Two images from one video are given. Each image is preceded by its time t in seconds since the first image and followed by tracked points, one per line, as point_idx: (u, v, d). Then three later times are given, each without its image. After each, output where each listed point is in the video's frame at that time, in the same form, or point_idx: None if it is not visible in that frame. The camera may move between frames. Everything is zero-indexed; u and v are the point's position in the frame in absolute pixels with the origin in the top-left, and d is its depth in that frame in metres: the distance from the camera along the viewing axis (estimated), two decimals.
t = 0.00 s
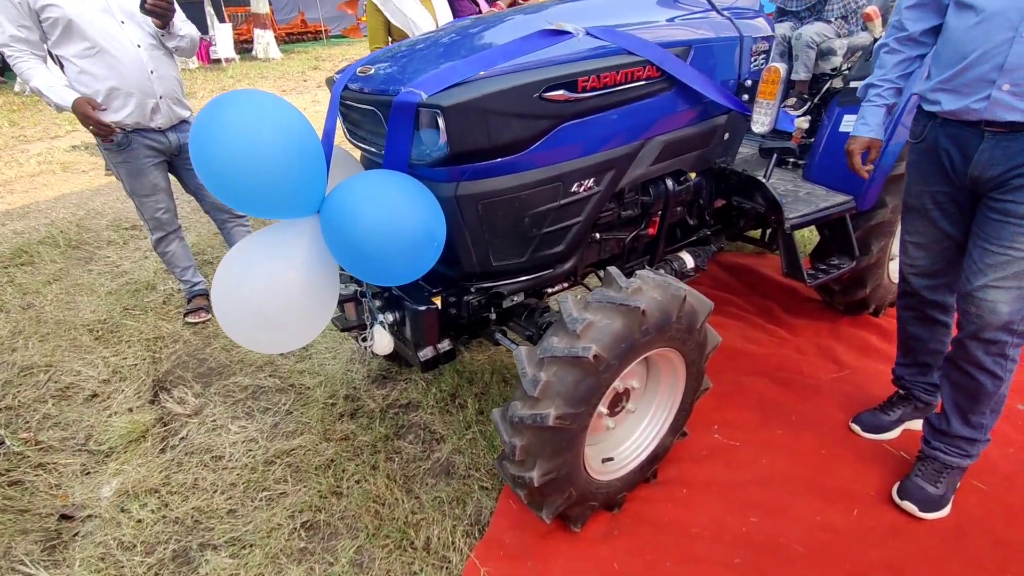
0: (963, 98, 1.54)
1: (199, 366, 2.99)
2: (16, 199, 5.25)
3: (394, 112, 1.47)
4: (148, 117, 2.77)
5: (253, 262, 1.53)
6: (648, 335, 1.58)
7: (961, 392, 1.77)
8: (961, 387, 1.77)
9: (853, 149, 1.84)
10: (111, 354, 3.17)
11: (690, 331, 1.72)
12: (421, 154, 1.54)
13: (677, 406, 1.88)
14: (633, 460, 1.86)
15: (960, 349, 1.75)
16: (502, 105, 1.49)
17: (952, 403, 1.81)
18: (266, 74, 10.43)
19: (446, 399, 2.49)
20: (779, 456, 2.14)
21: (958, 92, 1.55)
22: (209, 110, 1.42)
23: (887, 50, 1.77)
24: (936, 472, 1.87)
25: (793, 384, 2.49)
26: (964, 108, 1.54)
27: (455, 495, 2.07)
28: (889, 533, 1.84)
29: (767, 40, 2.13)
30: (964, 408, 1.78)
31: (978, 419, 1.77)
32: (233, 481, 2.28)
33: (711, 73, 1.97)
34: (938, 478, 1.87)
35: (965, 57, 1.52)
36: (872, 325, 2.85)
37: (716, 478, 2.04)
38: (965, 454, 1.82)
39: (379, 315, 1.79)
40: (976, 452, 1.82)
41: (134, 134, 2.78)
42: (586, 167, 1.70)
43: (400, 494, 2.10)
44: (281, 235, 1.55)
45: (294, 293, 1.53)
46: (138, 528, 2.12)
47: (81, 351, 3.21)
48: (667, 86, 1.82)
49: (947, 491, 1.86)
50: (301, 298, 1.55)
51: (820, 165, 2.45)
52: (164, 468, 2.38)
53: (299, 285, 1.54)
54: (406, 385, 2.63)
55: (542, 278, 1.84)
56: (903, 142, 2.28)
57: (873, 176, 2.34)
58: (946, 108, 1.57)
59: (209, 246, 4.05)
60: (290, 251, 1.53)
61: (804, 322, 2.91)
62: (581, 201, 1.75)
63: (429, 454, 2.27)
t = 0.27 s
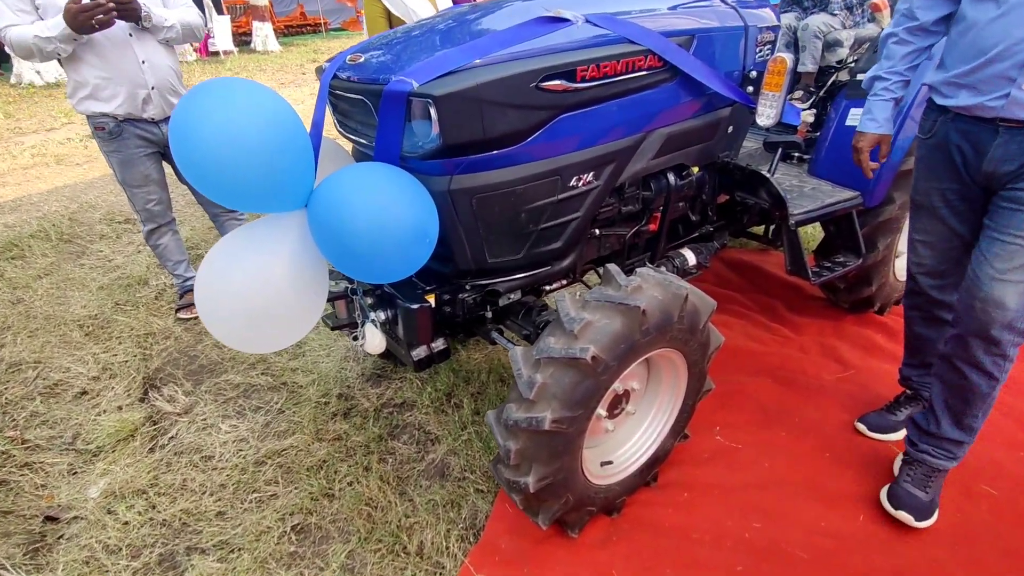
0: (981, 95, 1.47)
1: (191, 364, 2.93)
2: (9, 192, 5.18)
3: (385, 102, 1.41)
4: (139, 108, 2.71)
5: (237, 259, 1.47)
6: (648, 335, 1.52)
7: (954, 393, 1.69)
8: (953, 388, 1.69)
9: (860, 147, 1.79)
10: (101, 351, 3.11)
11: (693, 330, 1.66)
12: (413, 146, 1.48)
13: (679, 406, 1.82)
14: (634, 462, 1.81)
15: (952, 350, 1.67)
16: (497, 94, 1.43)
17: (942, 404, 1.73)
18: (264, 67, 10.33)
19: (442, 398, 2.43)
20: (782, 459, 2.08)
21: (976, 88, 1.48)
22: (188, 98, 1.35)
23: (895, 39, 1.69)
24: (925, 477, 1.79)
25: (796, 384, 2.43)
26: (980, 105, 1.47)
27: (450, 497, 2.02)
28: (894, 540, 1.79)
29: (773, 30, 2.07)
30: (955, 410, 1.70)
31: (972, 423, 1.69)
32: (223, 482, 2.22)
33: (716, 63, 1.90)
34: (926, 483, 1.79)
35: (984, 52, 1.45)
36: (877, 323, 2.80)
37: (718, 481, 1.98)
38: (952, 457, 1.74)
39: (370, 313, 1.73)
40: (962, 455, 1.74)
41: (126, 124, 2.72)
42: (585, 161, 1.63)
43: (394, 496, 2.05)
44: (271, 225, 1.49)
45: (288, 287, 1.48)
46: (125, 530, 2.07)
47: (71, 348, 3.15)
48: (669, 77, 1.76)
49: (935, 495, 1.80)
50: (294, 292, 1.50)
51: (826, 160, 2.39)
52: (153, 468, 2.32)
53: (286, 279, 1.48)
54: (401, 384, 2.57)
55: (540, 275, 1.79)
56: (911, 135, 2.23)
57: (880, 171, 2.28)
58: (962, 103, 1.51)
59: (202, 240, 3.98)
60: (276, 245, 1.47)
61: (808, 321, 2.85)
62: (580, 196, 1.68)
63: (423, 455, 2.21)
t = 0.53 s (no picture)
0: (1017, 104, 1.37)
1: (182, 366, 2.83)
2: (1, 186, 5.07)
3: (380, 95, 1.30)
4: (134, 99, 2.60)
5: (221, 266, 1.36)
6: (662, 348, 1.42)
7: (977, 420, 1.56)
8: (978, 415, 1.56)
9: (826, 143, 1.64)
10: (90, 352, 3.01)
11: (709, 341, 1.55)
12: (411, 142, 1.37)
13: (692, 420, 1.72)
14: (643, 480, 1.71)
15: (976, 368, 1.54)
16: (501, 87, 1.32)
17: (962, 431, 1.60)
18: (265, 59, 10.20)
19: (441, 406, 2.33)
20: (798, 474, 1.98)
21: (1010, 97, 1.38)
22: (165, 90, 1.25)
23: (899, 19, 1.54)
24: (946, 506, 1.67)
25: (811, 393, 2.32)
26: (1016, 115, 1.37)
27: (449, 513, 1.92)
28: (920, 565, 1.69)
29: (794, 21, 1.95)
30: (979, 437, 1.57)
31: (994, 448, 1.57)
32: (212, 493, 2.12)
33: (733, 56, 1.79)
34: (950, 512, 1.67)
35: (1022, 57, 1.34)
36: (895, 329, 2.69)
37: (732, 498, 1.88)
38: (973, 484, 1.63)
39: (365, 320, 1.63)
40: (981, 480, 1.63)
41: (121, 113, 2.61)
42: (595, 159, 1.52)
43: (390, 511, 1.95)
44: (258, 222, 1.39)
45: (283, 286, 1.39)
46: (108, 545, 1.97)
47: (59, 348, 3.05)
48: (685, 70, 1.65)
49: (960, 524, 1.68)
50: (290, 290, 1.40)
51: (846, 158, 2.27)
52: (140, 477, 2.23)
53: (275, 289, 1.38)
54: (399, 389, 2.47)
55: (546, 280, 1.68)
56: (938, 133, 2.12)
57: (904, 171, 2.16)
58: (995, 113, 1.41)
59: (197, 236, 3.87)
60: (262, 251, 1.36)
61: (822, 325, 2.74)
62: (590, 196, 1.57)
63: (421, 467, 2.11)
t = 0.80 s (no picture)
0: None
1: (192, 361, 2.79)
2: (25, 173, 5.11)
3: (385, 88, 1.21)
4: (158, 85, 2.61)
5: (215, 272, 1.28)
6: (686, 366, 1.31)
7: None
8: None
9: (796, 135, 1.55)
10: (101, 344, 2.99)
11: (737, 357, 1.44)
12: (419, 139, 1.28)
13: (715, 439, 1.61)
14: (661, 501, 1.60)
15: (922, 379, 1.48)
16: (517, 81, 1.21)
17: (1009, 466, 1.46)
18: (288, 49, 10.18)
19: (451, 412, 2.25)
20: (827, 497, 1.86)
21: None
22: (159, 81, 1.17)
23: (903, 4, 1.50)
24: (988, 544, 1.54)
25: (842, 409, 2.19)
26: None
27: (455, 526, 1.84)
28: None
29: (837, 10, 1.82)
30: None
31: None
32: (215, 496, 2.07)
33: (771, 49, 1.66)
34: (992, 550, 1.54)
35: None
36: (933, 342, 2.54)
37: (755, 522, 1.77)
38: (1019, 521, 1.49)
39: (370, 326, 1.54)
40: None
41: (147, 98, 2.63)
42: (618, 159, 1.42)
43: (394, 521, 1.87)
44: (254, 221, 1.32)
45: (286, 284, 1.31)
46: (108, 546, 1.94)
47: (72, 339, 3.04)
48: (718, 63, 1.53)
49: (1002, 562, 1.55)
50: (293, 289, 1.33)
51: (887, 159, 2.14)
52: (144, 476, 2.19)
53: (273, 295, 1.30)
54: (409, 392, 2.39)
55: (563, 287, 1.59)
56: (989, 136, 1.96)
57: (950, 175, 2.02)
58: None
59: (212, 228, 3.84)
60: (258, 256, 1.28)
61: (854, 335, 2.60)
62: (612, 200, 1.47)
63: (428, 476, 2.04)
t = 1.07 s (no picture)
0: None
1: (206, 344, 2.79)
2: (62, 154, 5.22)
3: (381, 65, 1.14)
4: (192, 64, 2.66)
5: (203, 256, 1.24)
6: (696, 373, 1.22)
7: None
8: None
9: (739, 148, 1.31)
10: (120, 323, 3.01)
11: (754, 365, 1.34)
12: (419, 121, 1.21)
13: (727, 450, 1.51)
14: (668, 513, 1.50)
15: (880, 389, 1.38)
16: (523, 60, 1.13)
17: None
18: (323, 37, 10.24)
19: (457, 407, 2.19)
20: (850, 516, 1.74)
21: None
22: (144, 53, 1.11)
23: None
24: None
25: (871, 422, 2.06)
26: None
27: (452, 526, 1.78)
28: None
29: None
30: None
31: None
32: (216, 481, 2.05)
33: (807, 33, 1.54)
34: None
35: None
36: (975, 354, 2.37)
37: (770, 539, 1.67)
38: None
39: (369, 316, 1.49)
40: None
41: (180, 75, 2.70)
42: (633, 148, 1.32)
43: (392, 517, 1.82)
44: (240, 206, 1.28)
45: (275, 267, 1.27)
46: (108, 526, 1.92)
47: (93, 317, 3.07)
48: (748, 47, 1.42)
49: None
50: (283, 271, 1.29)
51: (934, 156, 2.05)
52: (150, 457, 2.18)
53: (263, 281, 1.26)
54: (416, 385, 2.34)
55: (572, 283, 1.51)
56: None
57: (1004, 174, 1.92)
58: None
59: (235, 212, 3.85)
60: (248, 240, 1.24)
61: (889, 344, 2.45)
62: (625, 191, 1.38)
63: (430, 472, 1.98)
